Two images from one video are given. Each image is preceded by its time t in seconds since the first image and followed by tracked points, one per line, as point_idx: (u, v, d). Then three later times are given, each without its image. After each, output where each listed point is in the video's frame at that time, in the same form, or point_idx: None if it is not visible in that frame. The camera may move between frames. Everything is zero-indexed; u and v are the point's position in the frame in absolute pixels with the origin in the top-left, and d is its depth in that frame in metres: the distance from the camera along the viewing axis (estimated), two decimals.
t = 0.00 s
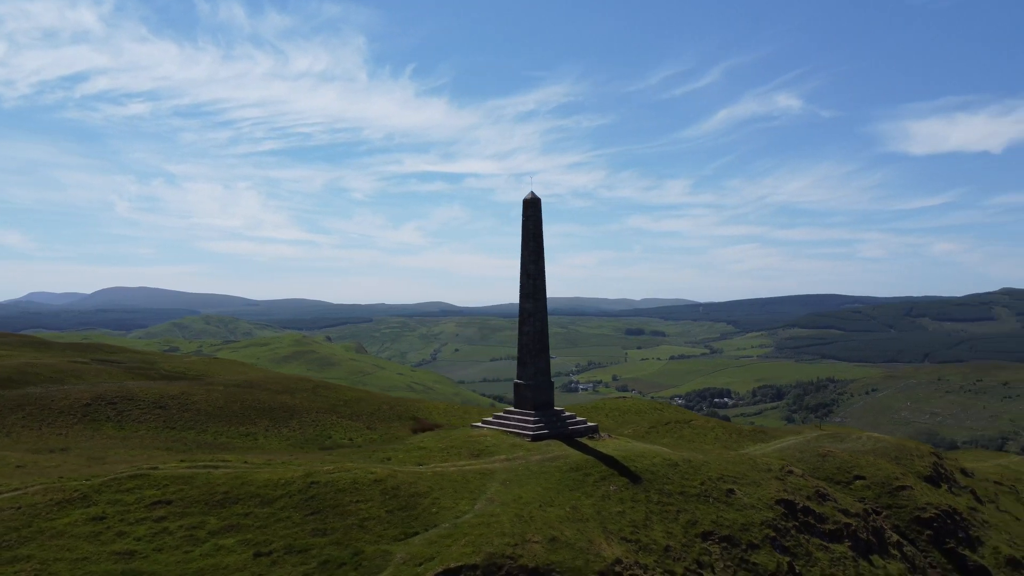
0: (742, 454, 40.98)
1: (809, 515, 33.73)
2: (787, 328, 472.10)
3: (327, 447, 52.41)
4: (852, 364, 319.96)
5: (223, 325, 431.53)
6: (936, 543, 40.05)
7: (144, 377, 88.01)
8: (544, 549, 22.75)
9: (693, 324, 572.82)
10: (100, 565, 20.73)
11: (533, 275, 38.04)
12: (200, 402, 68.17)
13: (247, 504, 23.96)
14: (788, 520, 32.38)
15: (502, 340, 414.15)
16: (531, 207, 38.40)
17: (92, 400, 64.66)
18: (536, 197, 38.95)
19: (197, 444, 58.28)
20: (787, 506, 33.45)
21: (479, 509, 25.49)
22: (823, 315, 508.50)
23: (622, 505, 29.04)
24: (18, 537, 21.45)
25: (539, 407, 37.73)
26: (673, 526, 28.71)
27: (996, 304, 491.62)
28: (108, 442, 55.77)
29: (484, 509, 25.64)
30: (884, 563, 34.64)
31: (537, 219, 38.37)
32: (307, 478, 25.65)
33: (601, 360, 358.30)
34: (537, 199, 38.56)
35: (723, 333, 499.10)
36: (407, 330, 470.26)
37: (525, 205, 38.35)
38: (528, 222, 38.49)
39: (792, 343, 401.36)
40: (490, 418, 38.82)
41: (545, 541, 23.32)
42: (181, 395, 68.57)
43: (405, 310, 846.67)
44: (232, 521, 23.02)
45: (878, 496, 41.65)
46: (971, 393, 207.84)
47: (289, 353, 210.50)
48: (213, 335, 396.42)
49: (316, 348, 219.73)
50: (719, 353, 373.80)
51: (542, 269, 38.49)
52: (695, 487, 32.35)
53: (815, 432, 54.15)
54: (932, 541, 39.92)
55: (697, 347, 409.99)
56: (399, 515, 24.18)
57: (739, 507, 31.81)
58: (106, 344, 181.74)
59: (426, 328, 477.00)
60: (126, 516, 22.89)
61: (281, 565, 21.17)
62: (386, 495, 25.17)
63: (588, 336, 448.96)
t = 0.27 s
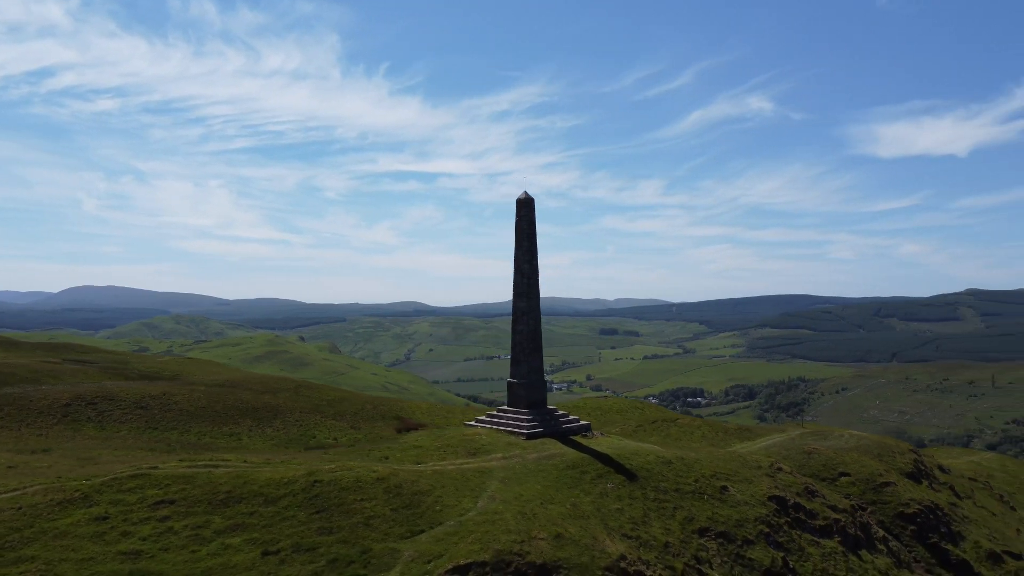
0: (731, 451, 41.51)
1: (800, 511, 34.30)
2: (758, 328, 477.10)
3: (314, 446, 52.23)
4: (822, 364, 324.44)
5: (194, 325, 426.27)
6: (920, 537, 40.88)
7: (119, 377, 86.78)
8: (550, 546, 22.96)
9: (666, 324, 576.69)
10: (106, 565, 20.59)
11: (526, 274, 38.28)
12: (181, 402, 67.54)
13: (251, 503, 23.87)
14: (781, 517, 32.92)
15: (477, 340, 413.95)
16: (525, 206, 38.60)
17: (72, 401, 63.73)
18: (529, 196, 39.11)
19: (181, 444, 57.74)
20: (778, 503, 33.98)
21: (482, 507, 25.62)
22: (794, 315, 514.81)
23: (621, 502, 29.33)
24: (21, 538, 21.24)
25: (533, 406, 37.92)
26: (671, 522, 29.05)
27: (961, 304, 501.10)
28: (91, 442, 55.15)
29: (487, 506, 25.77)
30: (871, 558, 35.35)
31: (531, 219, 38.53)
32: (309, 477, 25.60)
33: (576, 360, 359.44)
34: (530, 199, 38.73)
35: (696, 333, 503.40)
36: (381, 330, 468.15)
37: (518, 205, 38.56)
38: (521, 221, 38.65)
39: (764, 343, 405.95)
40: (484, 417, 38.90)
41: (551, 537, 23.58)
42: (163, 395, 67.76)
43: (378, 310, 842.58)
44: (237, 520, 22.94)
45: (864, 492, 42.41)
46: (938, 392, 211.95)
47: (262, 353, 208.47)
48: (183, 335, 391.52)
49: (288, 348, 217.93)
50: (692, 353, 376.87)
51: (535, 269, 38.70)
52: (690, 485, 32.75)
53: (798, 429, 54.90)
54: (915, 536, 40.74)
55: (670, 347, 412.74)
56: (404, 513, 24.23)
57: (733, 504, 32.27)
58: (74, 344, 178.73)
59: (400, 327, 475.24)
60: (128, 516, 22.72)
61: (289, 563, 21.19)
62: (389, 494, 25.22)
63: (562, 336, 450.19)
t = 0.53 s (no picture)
0: (724, 450, 42.00)
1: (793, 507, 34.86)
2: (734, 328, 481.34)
3: (303, 447, 51.98)
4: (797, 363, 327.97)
5: (168, 325, 421.07)
6: (907, 533, 41.62)
7: (98, 377, 85.71)
8: (559, 542, 23.21)
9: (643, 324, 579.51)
10: (117, 564, 20.49)
11: (523, 274, 38.56)
12: (167, 402, 66.90)
13: (259, 502, 23.83)
14: (777, 513, 33.45)
15: (454, 340, 413.35)
16: (521, 207, 38.91)
17: (56, 401, 62.88)
18: (526, 196, 39.56)
19: (169, 444, 57.21)
20: (773, 500, 34.50)
21: (489, 505, 25.75)
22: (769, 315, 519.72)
23: (623, 499, 29.64)
24: (29, 539, 21.07)
25: (530, 405, 38.16)
26: (671, 520, 29.40)
27: (932, 305, 508.89)
28: (76, 443, 54.46)
29: (493, 504, 25.93)
30: (863, 554, 36.00)
31: (527, 218, 38.89)
32: (316, 476, 25.60)
33: (553, 360, 360.11)
34: (527, 199, 39.15)
35: (672, 333, 506.45)
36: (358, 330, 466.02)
37: (516, 205, 38.85)
38: (518, 221, 38.98)
39: (739, 343, 409.48)
40: (479, 418, 39.12)
41: (559, 534, 23.82)
42: (149, 396, 67.05)
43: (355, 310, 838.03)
44: (246, 520, 22.88)
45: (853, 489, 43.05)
46: (909, 391, 215.25)
47: (237, 353, 206.52)
48: (157, 335, 386.62)
49: (264, 348, 216.12)
50: (668, 353, 379.09)
51: (531, 268, 39.04)
52: (686, 482, 33.19)
53: (786, 428, 55.54)
54: (903, 532, 41.48)
55: (646, 347, 415.05)
56: (412, 511, 24.35)
57: (730, 500, 32.76)
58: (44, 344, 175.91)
59: (377, 328, 473.44)
60: (137, 516, 22.61)
61: (302, 562, 21.23)
62: (396, 492, 25.32)
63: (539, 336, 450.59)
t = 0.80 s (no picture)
0: (722, 449, 42.35)
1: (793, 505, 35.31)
2: (716, 328, 484.17)
3: (299, 447, 51.87)
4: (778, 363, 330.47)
5: (147, 325, 416.96)
6: (902, 531, 42.25)
7: (84, 377, 84.92)
8: (573, 540, 23.42)
9: (626, 324, 581.39)
10: (135, 564, 20.45)
11: (525, 274, 38.70)
12: (158, 402, 66.44)
13: (273, 502, 23.84)
14: (778, 511, 33.91)
15: (437, 340, 412.73)
16: (523, 206, 39.03)
17: (46, 401, 62.25)
18: (527, 197, 39.60)
19: (162, 445, 56.89)
20: (773, 498, 34.94)
21: (500, 504, 25.93)
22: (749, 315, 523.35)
23: (628, 498, 29.93)
24: (44, 539, 21.02)
25: (532, 404, 38.29)
26: (677, 518, 29.70)
27: (910, 305, 514.81)
28: (68, 443, 53.96)
29: (504, 503, 26.08)
30: (861, 550, 36.54)
31: (528, 219, 38.94)
32: (328, 475, 25.64)
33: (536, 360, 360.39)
34: (529, 199, 39.19)
35: (654, 333, 508.65)
36: (340, 330, 463.85)
37: (517, 205, 38.96)
38: (519, 221, 39.03)
39: (721, 343, 411.99)
40: (481, 417, 39.20)
41: (572, 533, 24.07)
42: (140, 396, 66.57)
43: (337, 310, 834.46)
44: (260, 520, 22.87)
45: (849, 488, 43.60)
46: (888, 391, 217.70)
47: (218, 353, 204.94)
48: (136, 334, 382.83)
49: (246, 348, 214.68)
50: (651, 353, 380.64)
51: (532, 269, 39.13)
52: (690, 480, 33.54)
53: (779, 427, 56.03)
54: (898, 530, 42.10)
55: (629, 347, 416.50)
56: (424, 510, 24.45)
57: (732, 499, 33.18)
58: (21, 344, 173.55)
59: (359, 328, 471.55)
60: (151, 515, 22.58)
61: (319, 561, 21.28)
62: (408, 491, 25.43)
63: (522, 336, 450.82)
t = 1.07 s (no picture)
0: (723, 448, 42.71)
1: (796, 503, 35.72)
2: (700, 328, 486.58)
3: (297, 447, 51.78)
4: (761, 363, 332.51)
5: (128, 325, 413.22)
6: (899, 528, 42.82)
7: (71, 377, 84.22)
8: (589, 539, 23.59)
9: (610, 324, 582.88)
10: (155, 564, 20.47)
11: (529, 274, 38.89)
12: (152, 402, 66.03)
13: (289, 501, 23.88)
14: (782, 510, 34.32)
15: (421, 340, 412.03)
16: (527, 207, 39.07)
17: (39, 402, 61.72)
18: (531, 197, 39.71)
19: (157, 445, 56.59)
20: (777, 497, 35.33)
21: (513, 503, 26.10)
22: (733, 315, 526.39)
23: (637, 497, 30.20)
24: (63, 539, 20.98)
25: (536, 404, 38.50)
26: (684, 516, 29.97)
27: (890, 306, 519.85)
28: (63, 444, 53.55)
29: (517, 502, 26.24)
30: (861, 547, 37.06)
31: (532, 220, 39.08)
32: (342, 475, 25.69)
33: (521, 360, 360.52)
34: (532, 200, 39.33)
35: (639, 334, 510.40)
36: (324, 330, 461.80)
37: (521, 206, 39.04)
38: (523, 222, 39.16)
39: (704, 343, 414.02)
40: (485, 417, 39.34)
41: (588, 531, 24.29)
42: (134, 396, 66.13)
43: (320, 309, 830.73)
44: (277, 520, 22.90)
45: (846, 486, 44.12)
46: (870, 390, 219.77)
47: (201, 353, 203.44)
48: (117, 335, 379.27)
49: (228, 348, 213.27)
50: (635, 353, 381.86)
51: (537, 269, 39.28)
52: (695, 479, 33.83)
53: (775, 427, 56.53)
54: (895, 527, 42.65)
55: (613, 347, 417.64)
56: (440, 510, 24.55)
57: (737, 497, 33.53)
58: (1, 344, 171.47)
59: (343, 328, 469.78)
60: (168, 516, 22.57)
61: (340, 560, 21.36)
62: (423, 491, 25.52)
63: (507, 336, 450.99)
